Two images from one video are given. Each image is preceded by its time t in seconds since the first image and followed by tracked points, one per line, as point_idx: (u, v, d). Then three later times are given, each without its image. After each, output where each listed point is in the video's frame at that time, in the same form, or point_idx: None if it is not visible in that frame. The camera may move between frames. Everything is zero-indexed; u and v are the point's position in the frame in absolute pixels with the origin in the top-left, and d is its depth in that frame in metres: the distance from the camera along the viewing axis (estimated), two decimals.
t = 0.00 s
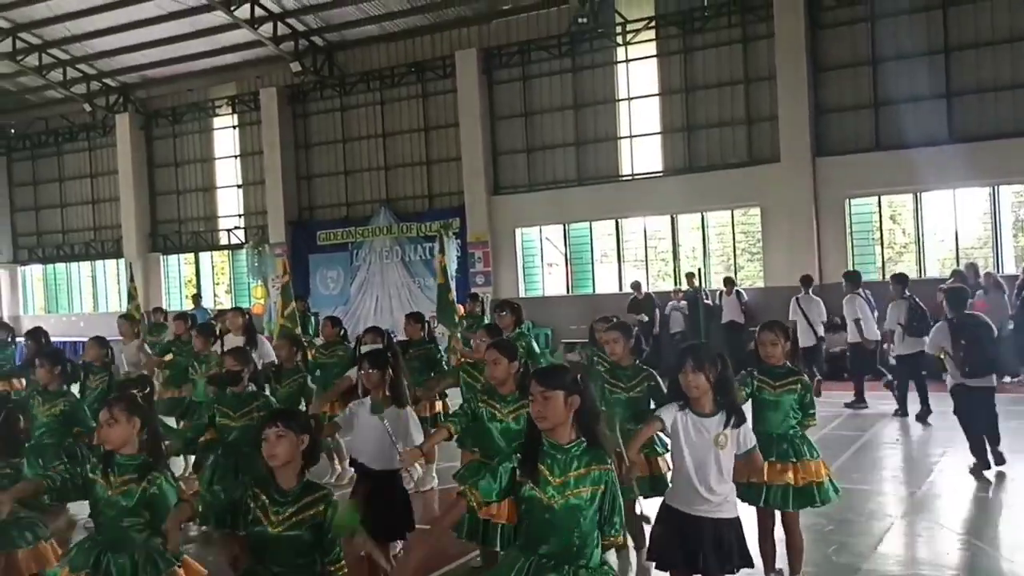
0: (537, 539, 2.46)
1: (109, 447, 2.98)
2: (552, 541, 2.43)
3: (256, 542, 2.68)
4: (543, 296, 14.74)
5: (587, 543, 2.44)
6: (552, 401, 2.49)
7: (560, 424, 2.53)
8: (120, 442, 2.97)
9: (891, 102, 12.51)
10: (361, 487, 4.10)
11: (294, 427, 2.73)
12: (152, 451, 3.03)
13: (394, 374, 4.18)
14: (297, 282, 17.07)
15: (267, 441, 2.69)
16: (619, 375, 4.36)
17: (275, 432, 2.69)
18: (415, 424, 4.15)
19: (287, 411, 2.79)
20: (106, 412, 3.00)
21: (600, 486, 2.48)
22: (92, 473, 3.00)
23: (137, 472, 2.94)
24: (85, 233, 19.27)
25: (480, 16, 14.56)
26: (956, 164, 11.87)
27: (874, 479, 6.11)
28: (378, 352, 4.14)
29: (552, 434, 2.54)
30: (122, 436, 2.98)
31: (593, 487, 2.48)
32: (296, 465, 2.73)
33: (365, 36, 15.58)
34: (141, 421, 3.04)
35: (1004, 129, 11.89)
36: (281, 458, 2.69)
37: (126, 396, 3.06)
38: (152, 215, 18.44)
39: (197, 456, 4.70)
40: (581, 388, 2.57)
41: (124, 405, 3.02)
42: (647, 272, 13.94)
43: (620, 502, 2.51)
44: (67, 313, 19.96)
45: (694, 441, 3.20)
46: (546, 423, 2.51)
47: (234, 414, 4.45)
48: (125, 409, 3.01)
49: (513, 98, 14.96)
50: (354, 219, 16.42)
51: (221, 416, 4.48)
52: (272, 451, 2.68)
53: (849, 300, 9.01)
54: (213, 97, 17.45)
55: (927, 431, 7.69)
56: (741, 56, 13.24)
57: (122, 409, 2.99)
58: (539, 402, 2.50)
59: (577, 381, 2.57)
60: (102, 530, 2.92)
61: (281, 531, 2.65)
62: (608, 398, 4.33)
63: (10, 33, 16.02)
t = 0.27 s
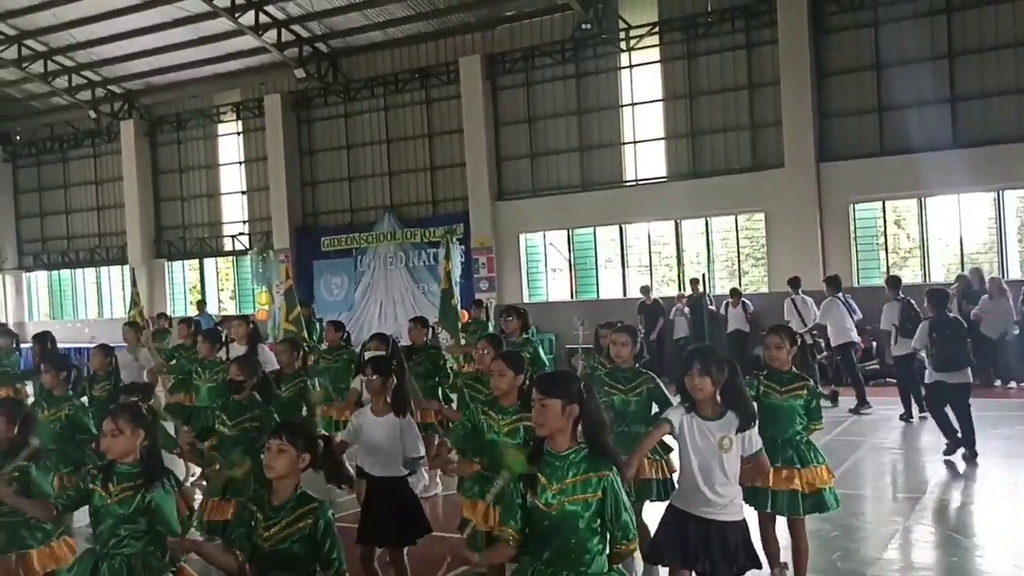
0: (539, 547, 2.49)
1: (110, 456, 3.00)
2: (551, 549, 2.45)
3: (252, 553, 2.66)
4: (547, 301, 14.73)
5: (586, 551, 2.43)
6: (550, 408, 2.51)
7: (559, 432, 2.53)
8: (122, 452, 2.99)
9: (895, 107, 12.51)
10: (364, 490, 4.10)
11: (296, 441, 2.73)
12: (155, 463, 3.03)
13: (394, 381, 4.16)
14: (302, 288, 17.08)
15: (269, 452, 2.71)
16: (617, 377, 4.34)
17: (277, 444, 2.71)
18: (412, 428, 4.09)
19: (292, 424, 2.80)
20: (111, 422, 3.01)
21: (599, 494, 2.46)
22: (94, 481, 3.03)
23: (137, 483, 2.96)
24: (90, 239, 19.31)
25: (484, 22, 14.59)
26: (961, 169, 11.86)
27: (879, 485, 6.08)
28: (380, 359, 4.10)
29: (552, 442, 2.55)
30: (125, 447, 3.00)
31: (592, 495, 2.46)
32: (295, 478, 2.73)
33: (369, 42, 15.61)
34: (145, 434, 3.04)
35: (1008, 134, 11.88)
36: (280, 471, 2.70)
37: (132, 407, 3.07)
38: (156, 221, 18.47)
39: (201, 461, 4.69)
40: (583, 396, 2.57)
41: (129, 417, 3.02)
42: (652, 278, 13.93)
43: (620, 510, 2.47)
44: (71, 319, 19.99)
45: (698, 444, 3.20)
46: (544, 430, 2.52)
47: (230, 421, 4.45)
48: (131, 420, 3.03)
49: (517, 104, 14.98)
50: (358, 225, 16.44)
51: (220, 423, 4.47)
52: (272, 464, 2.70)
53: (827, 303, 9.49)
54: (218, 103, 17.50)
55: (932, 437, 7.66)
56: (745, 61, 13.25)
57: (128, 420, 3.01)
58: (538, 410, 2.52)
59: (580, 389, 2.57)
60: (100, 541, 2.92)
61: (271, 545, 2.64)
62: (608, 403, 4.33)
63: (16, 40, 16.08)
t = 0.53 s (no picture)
0: (529, 547, 2.51)
1: (113, 460, 3.00)
2: (541, 550, 2.47)
3: (252, 550, 2.69)
4: (548, 303, 14.73)
5: (575, 553, 2.45)
6: (544, 410, 2.50)
7: (552, 434, 2.53)
8: (123, 456, 2.99)
9: (895, 108, 12.51)
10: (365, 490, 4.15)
11: (289, 435, 2.73)
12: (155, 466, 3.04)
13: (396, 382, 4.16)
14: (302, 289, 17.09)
15: (261, 449, 2.70)
16: (622, 383, 4.35)
17: (268, 440, 2.70)
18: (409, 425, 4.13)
19: (284, 420, 2.79)
20: (111, 427, 3.00)
21: (590, 497, 2.48)
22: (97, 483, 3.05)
23: (141, 487, 2.98)
24: (91, 241, 19.34)
25: (485, 24, 14.60)
26: (961, 170, 11.87)
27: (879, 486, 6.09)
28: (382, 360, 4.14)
29: (546, 443, 2.56)
30: (127, 448, 2.99)
31: (583, 498, 2.47)
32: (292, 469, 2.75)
33: (370, 44, 15.62)
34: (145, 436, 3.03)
35: (1009, 135, 11.88)
36: (275, 466, 2.70)
37: (131, 411, 3.05)
38: (158, 223, 18.49)
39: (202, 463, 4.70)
40: (578, 399, 2.57)
41: (130, 420, 3.01)
42: (653, 279, 13.93)
43: (609, 514, 2.49)
44: (73, 321, 20.00)
45: (690, 446, 3.24)
46: (538, 431, 2.52)
47: (230, 418, 4.55)
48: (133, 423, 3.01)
49: (518, 106, 14.99)
50: (358, 227, 16.45)
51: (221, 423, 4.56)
52: (267, 460, 2.69)
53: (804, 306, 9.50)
54: (219, 105, 17.53)
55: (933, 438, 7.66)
56: (746, 62, 13.25)
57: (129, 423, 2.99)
58: (532, 410, 2.51)
59: (576, 392, 2.57)
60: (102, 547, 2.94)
61: (278, 539, 2.65)
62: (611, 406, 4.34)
63: (17, 43, 16.11)
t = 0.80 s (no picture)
0: (532, 548, 2.49)
1: (114, 456, 3.02)
2: (547, 550, 2.45)
3: (257, 564, 2.66)
4: (548, 303, 14.73)
5: (584, 552, 2.45)
6: (547, 410, 2.50)
7: (555, 433, 2.53)
8: (125, 451, 3.01)
9: (896, 108, 12.50)
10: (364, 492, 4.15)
11: (290, 445, 2.74)
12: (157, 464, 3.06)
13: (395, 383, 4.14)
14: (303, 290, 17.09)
15: (265, 461, 2.71)
16: (623, 383, 4.34)
17: (271, 452, 2.71)
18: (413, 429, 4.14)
19: (281, 431, 2.80)
20: (113, 421, 3.02)
21: (596, 495, 2.49)
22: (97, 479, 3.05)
23: (143, 481, 2.97)
24: (92, 241, 19.35)
25: (485, 24, 14.60)
26: (962, 170, 11.86)
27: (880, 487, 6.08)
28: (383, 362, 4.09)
29: (548, 444, 2.55)
30: (128, 446, 3.01)
31: (590, 497, 2.49)
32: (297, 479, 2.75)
33: (370, 44, 15.62)
34: (147, 433, 3.05)
35: (1010, 135, 11.88)
36: (280, 477, 2.70)
37: (135, 407, 3.07)
38: (158, 223, 18.50)
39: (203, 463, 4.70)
40: (578, 399, 2.57)
41: (132, 416, 3.03)
42: (654, 279, 13.92)
43: (617, 512, 2.50)
44: (73, 321, 20.00)
45: (692, 445, 3.22)
46: (540, 431, 2.52)
47: (242, 420, 4.49)
48: (133, 420, 3.02)
49: (518, 106, 14.99)
50: (359, 227, 16.46)
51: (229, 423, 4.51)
52: (271, 471, 2.70)
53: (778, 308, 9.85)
54: (220, 105, 17.54)
55: (933, 438, 7.65)
56: (746, 62, 13.25)
57: (130, 420, 3.01)
58: (534, 411, 2.51)
59: (575, 392, 2.58)
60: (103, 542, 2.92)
61: (287, 554, 2.64)
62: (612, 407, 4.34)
63: (18, 43, 16.11)
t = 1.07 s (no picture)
0: (535, 551, 2.50)
1: (113, 462, 3.02)
2: (550, 555, 2.47)
3: (253, 558, 2.70)
4: (549, 303, 14.73)
5: (587, 556, 2.47)
6: (550, 413, 2.49)
7: (557, 437, 2.53)
8: (124, 457, 3.01)
9: (897, 108, 12.50)
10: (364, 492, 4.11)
11: (290, 440, 2.71)
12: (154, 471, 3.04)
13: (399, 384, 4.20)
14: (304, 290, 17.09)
15: (264, 455, 2.69)
16: (618, 380, 4.35)
17: (271, 447, 2.69)
18: (413, 430, 4.12)
19: (283, 422, 2.77)
20: (114, 428, 3.03)
21: (598, 499, 2.49)
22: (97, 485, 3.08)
23: (138, 485, 2.99)
24: (93, 241, 19.36)
25: (485, 24, 14.59)
26: (963, 170, 11.86)
27: (880, 487, 6.08)
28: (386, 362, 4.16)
29: (550, 447, 2.55)
30: (126, 453, 3.01)
31: (592, 501, 2.48)
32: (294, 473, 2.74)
33: (370, 44, 15.61)
34: (147, 442, 3.05)
35: (1011, 135, 11.87)
36: (277, 472, 2.68)
37: (136, 414, 3.07)
38: (159, 223, 18.50)
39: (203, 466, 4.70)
40: (581, 401, 2.55)
41: (132, 424, 3.03)
42: (655, 279, 13.91)
43: (619, 514, 2.50)
44: (74, 321, 20.01)
45: (700, 449, 3.23)
46: (543, 434, 2.51)
47: (237, 422, 4.54)
48: (133, 427, 3.03)
49: (519, 106, 14.99)
50: (359, 227, 16.45)
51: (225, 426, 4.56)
52: (268, 466, 2.68)
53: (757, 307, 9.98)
54: (220, 105, 17.53)
55: (934, 438, 7.65)
56: (747, 62, 13.25)
57: (130, 427, 3.02)
58: (537, 413, 2.50)
59: (578, 394, 2.56)
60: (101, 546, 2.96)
61: (279, 543, 2.66)
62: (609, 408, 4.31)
63: (18, 44, 16.11)
